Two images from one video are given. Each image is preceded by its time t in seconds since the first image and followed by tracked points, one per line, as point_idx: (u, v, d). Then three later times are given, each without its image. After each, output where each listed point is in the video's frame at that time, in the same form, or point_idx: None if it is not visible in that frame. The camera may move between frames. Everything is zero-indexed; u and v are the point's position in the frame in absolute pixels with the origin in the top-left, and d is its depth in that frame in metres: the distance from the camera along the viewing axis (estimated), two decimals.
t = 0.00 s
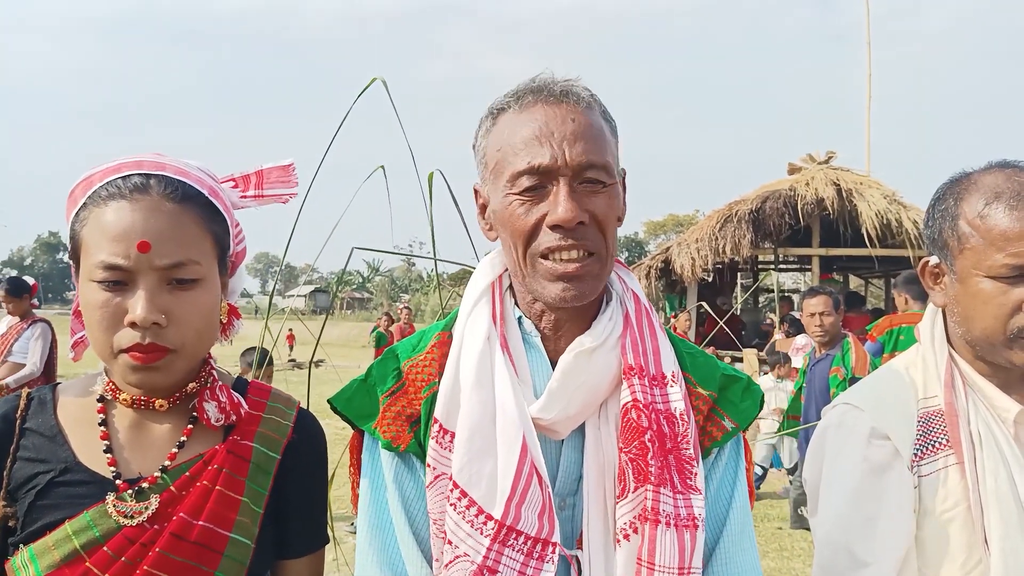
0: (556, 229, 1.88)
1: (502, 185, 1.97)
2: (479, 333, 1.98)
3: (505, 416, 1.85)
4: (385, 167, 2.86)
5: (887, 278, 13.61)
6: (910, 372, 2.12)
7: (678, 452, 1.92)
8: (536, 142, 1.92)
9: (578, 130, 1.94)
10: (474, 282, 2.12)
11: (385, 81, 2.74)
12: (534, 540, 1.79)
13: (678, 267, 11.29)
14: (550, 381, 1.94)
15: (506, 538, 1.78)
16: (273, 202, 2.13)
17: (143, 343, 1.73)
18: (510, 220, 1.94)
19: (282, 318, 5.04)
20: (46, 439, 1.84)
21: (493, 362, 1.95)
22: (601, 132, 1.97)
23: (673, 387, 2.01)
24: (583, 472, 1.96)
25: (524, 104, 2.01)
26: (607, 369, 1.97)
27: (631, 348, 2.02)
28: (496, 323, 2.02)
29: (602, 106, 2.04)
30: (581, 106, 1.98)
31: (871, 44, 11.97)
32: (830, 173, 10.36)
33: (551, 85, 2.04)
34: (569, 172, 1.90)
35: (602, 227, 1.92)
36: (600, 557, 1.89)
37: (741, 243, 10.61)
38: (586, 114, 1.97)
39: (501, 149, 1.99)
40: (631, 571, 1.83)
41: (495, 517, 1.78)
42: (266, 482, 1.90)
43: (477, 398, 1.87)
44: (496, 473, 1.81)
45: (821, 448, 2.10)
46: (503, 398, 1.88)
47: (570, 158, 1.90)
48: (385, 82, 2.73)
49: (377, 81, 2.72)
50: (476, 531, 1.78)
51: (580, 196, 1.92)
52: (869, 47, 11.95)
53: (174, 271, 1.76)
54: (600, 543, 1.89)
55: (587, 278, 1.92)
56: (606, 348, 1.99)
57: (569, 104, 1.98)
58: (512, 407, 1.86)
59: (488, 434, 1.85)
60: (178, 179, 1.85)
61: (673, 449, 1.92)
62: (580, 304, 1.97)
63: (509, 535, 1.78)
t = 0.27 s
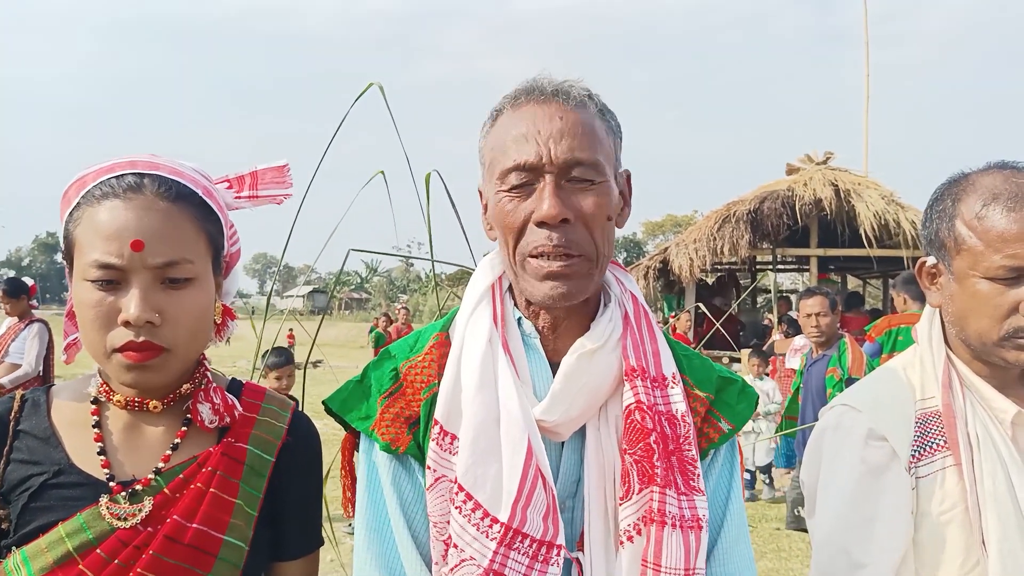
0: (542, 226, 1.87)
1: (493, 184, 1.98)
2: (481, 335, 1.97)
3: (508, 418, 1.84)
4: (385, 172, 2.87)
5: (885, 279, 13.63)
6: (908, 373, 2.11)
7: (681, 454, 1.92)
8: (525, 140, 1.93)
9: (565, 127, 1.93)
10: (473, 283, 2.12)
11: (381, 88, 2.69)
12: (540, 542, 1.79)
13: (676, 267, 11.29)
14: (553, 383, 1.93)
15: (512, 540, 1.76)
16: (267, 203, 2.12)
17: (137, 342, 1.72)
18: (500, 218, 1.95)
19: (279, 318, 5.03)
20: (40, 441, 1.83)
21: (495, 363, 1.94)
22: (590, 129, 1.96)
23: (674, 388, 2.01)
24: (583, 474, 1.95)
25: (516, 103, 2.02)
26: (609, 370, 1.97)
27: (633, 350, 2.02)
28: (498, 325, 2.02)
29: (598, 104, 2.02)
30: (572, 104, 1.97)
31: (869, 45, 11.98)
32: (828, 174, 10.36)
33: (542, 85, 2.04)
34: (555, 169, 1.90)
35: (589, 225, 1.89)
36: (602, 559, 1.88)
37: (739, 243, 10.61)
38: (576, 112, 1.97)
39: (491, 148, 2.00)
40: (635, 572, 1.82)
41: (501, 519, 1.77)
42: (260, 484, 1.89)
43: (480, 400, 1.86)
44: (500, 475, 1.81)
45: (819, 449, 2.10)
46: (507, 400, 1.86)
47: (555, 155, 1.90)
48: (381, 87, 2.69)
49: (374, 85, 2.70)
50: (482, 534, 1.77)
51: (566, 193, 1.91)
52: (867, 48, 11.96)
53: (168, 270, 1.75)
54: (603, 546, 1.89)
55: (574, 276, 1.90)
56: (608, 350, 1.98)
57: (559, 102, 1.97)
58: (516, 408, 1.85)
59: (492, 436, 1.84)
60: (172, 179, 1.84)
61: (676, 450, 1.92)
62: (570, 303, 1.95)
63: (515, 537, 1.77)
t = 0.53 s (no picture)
0: (494, 236, 1.90)
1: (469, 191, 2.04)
2: (475, 335, 1.97)
3: (500, 418, 1.84)
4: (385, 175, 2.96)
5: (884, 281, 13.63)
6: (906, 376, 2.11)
7: (674, 455, 1.92)
8: (489, 150, 1.96)
9: (526, 135, 1.93)
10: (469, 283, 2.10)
11: (382, 91, 2.74)
12: (532, 542, 1.79)
13: (676, 269, 11.29)
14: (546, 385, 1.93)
15: (503, 539, 1.76)
16: (265, 204, 2.11)
17: (132, 343, 1.71)
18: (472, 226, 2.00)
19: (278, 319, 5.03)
20: (36, 443, 1.82)
21: (488, 364, 1.93)
22: (555, 137, 1.93)
23: (669, 391, 2.00)
24: (577, 475, 1.95)
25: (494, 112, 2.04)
26: (602, 373, 1.96)
27: (626, 352, 2.02)
28: (491, 326, 2.01)
29: (576, 109, 1.99)
30: (542, 111, 1.96)
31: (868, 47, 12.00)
32: (828, 176, 10.37)
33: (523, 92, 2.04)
34: (509, 179, 1.91)
35: (541, 234, 1.87)
36: (595, 560, 1.88)
37: (738, 245, 10.61)
38: (545, 120, 1.94)
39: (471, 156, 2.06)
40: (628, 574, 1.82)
41: (492, 518, 1.77)
42: (257, 487, 1.88)
43: (472, 400, 1.86)
44: (492, 475, 1.80)
45: (816, 451, 2.10)
46: (499, 401, 1.86)
47: (510, 166, 1.91)
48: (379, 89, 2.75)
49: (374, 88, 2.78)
50: (474, 533, 1.77)
51: (523, 203, 1.90)
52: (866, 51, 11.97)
53: (164, 271, 1.75)
54: (595, 547, 1.88)
55: (528, 285, 1.90)
56: (602, 352, 1.98)
57: (528, 110, 1.97)
58: (509, 410, 1.84)
59: (484, 436, 1.83)
60: (168, 180, 1.84)
61: (671, 452, 1.92)
62: (537, 310, 1.95)
63: (506, 537, 1.76)
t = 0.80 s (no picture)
0: (506, 233, 1.89)
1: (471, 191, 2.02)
2: (471, 333, 1.97)
3: (495, 416, 1.84)
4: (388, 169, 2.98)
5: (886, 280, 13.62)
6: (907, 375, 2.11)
7: (669, 455, 1.92)
8: (495, 148, 1.95)
9: (532, 131, 1.93)
10: (468, 281, 2.11)
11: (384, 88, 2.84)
12: (523, 540, 1.79)
13: (677, 268, 11.29)
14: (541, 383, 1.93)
15: (495, 538, 1.77)
16: (266, 203, 2.12)
17: (133, 341, 1.71)
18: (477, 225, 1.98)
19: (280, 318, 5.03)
20: (37, 441, 1.83)
21: (484, 362, 1.94)
22: (561, 132, 1.93)
23: (666, 390, 2.00)
24: (573, 474, 1.95)
25: (493, 111, 2.04)
26: (598, 372, 1.96)
27: (623, 351, 2.02)
28: (489, 324, 2.02)
29: (576, 103, 2.00)
30: (545, 107, 1.96)
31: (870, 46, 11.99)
32: (830, 175, 10.35)
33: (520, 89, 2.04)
34: (519, 175, 1.91)
35: (554, 228, 1.87)
36: (589, 558, 1.88)
37: (740, 244, 10.61)
38: (550, 115, 1.95)
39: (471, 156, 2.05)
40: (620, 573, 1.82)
41: (484, 516, 1.77)
42: (257, 485, 1.88)
43: (467, 397, 1.86)
44: (486, 473, 1.80)
45: (816, 449, 2.10)
46: (494, 399, 1.86)
47: (520, 162, 1.90)
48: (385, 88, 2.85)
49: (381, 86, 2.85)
50: (465, 531, 1.77)
51: (534, 198, 1.90)
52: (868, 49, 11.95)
53: (165, 269, 1.75)
54: (589, 545, 1.89)
55: (540, 280, 1.89)
56: (598, 351, 1.98)
57: (531, 106, 1.97)
58: (503, 408, 1.84)
59: (478, 434, 1.83)
60: (169, 179, 1.84)
61: (664, 452, 1.91)
62: (547, 305, 1.95)
63: (497, 535, 1.77)
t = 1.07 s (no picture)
0: (544, 223, 1.86)
1: (490, 180, 1.96)
2: (468, 333, 1.97)
3: (493, 416, 1.84)
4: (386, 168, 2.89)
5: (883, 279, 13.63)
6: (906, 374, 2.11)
7: (666, 453, 1.91)
8: (527, 138, 1.92)
9: (566, 126, 1.93)
10: (465, 281, 2.11)
11: (382, 87, 2.62)
12: (522, 540, 1.78)
13: (675, 268, 11.29)
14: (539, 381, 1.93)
15: (495, 537, 1.76)
16: (265, 203, 2.12)
17: (133, 341, 1.71)
18: (498, 213, 1.93)
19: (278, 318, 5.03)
20: (36, 441, 1.82)
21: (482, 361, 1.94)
22: (587, 128, 1.97)
23: (662, 388, 2.00)
24: (571, 472, 1.95)
25: (513, 101, 2.00)
26: (596, 371, 1.96)
27: (620, 350, 2.01)
28: (486, 323, 2.01)
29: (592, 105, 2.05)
30: (571, 104, 1.98)
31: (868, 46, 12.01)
32: (827, 175, 10.36)
33: (531, 85, 2.05)
34: (556, 167, 1.90)
35: (588, 223, 1.90)
36: (587, 557, 1.87)
37: (738, 244, 10.61)
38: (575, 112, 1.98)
39: (489, 146, 1.98)
40: (617, 572, 1.81)
41: (483, 515, 1.77)
42: (256, 484, 1.88)
43: (466, 397, 1.86)
44: (484, 473, 1.80)
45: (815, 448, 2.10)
46: (492, 398, 1.86)
47: (557, 153, 1.90)
48: (381, 87, 2.63)
49: (374, 86, 2.65)
50: (464, 530, 1.77)
51: (568, 190, 1.91)
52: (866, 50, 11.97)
53: (164, 269, 1.75)
54: (588, 544, 1.88)
55: (574, 272, 1.90)
56: (595, 349, 1.98)
57: (557, 102, 1.98)
58: (501, 407, 1.84)
59: (477, 433, 1.84)
60: (168, 178, 1.84)
61: (662, 450, 1.91)
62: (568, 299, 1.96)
63: (497, 534, 1.77)
